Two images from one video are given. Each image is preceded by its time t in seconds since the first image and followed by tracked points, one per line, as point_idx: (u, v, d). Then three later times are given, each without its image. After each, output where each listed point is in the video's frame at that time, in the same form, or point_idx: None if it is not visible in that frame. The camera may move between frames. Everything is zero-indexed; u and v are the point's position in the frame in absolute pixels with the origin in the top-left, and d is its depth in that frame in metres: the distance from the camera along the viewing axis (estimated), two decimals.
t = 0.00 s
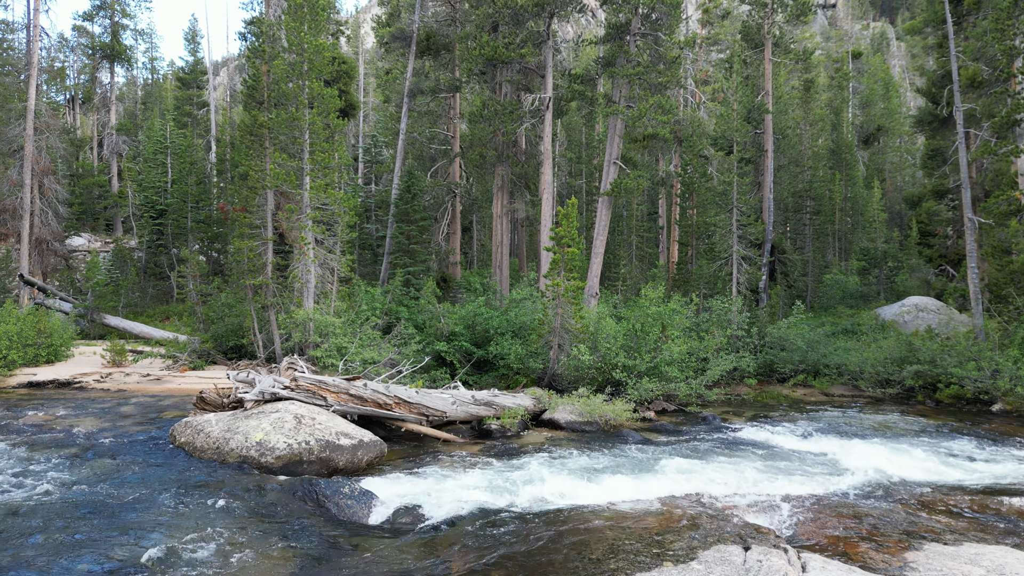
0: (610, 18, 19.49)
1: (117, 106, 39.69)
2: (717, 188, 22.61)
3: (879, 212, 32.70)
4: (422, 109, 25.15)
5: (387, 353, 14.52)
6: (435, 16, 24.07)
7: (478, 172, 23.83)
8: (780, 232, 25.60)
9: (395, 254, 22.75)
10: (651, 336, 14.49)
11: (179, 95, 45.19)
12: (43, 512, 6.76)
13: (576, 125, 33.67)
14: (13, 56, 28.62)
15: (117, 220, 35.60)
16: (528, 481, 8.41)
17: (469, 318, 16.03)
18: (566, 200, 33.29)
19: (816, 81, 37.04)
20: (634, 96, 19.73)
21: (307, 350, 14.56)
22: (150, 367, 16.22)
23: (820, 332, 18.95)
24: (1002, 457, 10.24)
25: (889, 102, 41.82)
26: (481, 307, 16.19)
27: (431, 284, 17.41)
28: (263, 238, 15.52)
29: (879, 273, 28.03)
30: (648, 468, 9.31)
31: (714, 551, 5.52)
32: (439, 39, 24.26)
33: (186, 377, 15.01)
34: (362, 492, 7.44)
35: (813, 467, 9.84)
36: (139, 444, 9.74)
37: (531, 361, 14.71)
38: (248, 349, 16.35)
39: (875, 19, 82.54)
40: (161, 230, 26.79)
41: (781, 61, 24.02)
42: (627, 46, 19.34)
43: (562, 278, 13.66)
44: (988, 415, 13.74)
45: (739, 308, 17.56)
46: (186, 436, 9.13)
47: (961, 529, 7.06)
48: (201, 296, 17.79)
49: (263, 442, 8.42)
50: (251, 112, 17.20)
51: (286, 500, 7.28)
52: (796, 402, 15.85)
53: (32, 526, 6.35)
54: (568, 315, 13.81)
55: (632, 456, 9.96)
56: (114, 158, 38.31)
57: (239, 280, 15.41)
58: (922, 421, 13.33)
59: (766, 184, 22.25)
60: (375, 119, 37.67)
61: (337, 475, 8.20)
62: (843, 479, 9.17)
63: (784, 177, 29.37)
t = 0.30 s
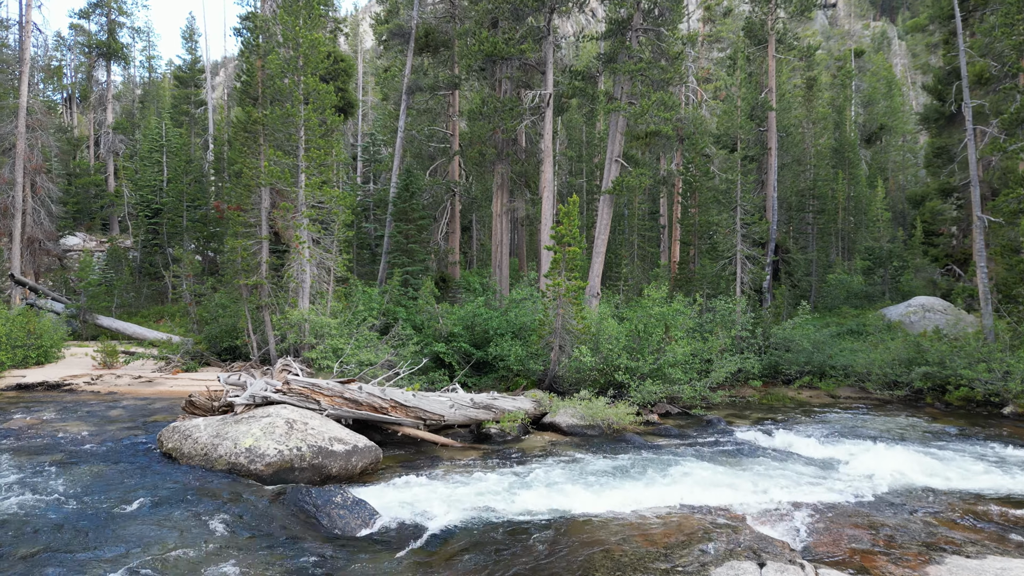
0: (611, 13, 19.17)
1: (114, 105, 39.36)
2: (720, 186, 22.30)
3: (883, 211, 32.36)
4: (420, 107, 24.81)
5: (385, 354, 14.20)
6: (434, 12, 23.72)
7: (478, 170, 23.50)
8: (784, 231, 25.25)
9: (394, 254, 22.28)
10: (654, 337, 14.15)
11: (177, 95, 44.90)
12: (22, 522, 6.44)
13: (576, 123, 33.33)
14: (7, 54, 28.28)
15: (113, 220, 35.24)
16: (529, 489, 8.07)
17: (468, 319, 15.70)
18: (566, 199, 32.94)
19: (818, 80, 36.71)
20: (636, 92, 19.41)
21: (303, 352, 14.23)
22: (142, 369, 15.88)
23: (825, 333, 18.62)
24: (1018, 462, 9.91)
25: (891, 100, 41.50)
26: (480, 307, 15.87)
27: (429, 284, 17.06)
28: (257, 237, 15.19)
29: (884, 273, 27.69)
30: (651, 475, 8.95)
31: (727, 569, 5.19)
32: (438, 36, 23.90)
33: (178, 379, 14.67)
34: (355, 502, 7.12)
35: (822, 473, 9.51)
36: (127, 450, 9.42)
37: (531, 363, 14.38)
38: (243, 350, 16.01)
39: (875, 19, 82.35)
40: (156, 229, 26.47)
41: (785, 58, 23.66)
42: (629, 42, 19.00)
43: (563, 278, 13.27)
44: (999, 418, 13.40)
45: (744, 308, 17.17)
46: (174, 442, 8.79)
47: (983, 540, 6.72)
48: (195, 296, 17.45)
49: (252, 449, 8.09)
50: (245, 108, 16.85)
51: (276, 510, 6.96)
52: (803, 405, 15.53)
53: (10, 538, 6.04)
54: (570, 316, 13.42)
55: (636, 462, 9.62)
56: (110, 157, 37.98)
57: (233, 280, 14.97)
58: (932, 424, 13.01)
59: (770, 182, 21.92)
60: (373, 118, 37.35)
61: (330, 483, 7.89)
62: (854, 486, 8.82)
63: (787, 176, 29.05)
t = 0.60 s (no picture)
0: (614, 6, 18.68)
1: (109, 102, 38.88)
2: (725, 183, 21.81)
3: (888, 210, 31.90)
4: (418, 103, 24.31)
5: (381, 356, 13.75)
6: (432, 7, 23.24)
7: (477, 168, 23.05)
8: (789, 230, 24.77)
9: (392, 254, 21.90)
10: (658, 338, 13.69)
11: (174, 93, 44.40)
12: None
13: (577, 121, 32.84)
14: None
15: (108, 219, 34.77)
16: (529, 500, 7.61)
17: (467, 320, 15.28)
18: (567, 198, 32.45)
19: (823, 77, 36.23)
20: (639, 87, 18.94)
21: (296, 353, 13.76)
22: (131, 371, 15.40)
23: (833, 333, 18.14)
24: None
25: (896, 98, 41.04)
26: (480, 308, 15.42)
27: (427, 284, 16.60)
28: (249, 235, 14.72)
29: (892, 272, 27.17)
30: (658, 484, 8.50)
31: None
32: (437, 31, 23.41)
33: (167, 382, 14.20)
34: (345, 516, 6.66)
35: (838, 482, 9.05)
36: (106, 458, 8.95)
37: (532, 365, 13.92)
38: (235, 352, 15.54)
39: (876, 17, 82.04)
40: (149, 228, 26.03)
41: (791, 53, 23.16)
42: (632, 36, 18.49)
43: (565, 277, 12.81)
44: (1017, 422, 12.89)
45: (750, 308, 16.72)
46: (155, 450, 8.32)
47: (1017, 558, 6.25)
48: (186, 296, 16.98)
49: (237, 458, 7.62)
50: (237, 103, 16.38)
51: (261, 526, 6.50)
52: (812, 408, 15.06)
53: None
54: (573, 316, 12.97)
55: (642, 471, 9.17)
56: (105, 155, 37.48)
57: (225, 280, 14.55)
58: (946, 429, 12.52)
59: (776, 180, 21.45)
60: (372, 116, 36.88)
61: (319, 495, 7.45)
62: (873, 496, 8.36)
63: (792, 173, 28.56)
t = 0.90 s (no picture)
0: None
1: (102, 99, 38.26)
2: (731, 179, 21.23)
3: (895, 208, 31.33)
4: (416, 99, 23.72)
5: (376, 359, 13.17)
6: None
7: (476, 165, 22.48)
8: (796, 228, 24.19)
9: (388, 253, 21.31)
10: (665, 340, 13.12)
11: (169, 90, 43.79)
12: None
13: (578, 118, 32.24)
14: None
15: (101, 218, 34.16)
16: (532, 516, 7.06)
17: (466, 321, 14.71)
18: (568, 196, 31.86)
19: (828, 73, 35.64)
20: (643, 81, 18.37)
21: (287, 356, 13.18)
22: (114, 375, 14.82)
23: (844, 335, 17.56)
24: None
25: (901, 95, 40.47)
26: (479, 308, 14.84)
27: (424, 283, 16.02)
28: (238, 232, 14.13)
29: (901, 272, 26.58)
30: (669, 497, 7.95)
31: None
32: (435, 24, 22.81)
33: (152, 386, 13.63)
34: (330, 536, 6.11)
35: (860, 493, 8.49)
36: (79, 470, 8.37)
37: (533, 368, 13.35)
38: (224, 355, 14.96)
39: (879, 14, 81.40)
40: (140, 227, 25.44)
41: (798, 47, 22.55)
42: (636, 28, 17.91)
43: (568, 276, 12.23)
44: None
45: (758, 309, 16.14)
46: (129, 462, 7.73)
47: None
48: (175, 297, 16.41)
49: (215, 471, 7.04)
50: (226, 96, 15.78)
51: (238, 548, 5.94)
52: (824, 413, 14.49)
53: None
54: (576, 317, 12.39)
55: (650, 482, 8.60)
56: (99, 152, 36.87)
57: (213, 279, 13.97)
58: (966, 435, 11.95)
59: (783, 176, 20.86)
60: (369, 113, 36.27)
61: (305, 511, 6.91)
62: (899, 509, 7.81)
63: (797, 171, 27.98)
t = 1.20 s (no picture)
0: None
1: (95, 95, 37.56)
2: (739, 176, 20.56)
3: (904, 206, 30.66)
4: (413, 93, 23.03)
5: (368, 363, 12.51)
6: None
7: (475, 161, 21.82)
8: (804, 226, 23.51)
9: (384, 251, 20.65)
10: (673, 343, 12.45)
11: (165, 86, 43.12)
12: None
13: (580, 114, 31.58)
14: None
15: (92, 216, 33.48)
16: (534, 539, 6.41)
17: (464, 322, 14.06)
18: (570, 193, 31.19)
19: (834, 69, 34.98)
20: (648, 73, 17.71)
21: (276, 360, 12.54)
22: (94, 378, 14.16)
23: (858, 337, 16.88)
24: None
25: (907, 91, 39.81)
26: (477, 309, 14.18)
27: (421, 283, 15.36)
28: (224, 229, 13.46)
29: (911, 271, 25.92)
30: (684, 515, 7.30)
31: None
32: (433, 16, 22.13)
33: (133, 391, 12.98)
34: (309, 565, 5.46)
35: (889, 507, 7.84)
36: (43, 484, 7.73)
37: (534, 371, 12.69)
38: (210, 357, 14.30)
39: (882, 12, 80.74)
40: (130, 225, 24.76)
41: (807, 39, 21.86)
42: (641, 17, 17.25)
43: (571, 275, 11.56)
44: None
45: (769, 309, 15.47)
46: (92, 479, 7.06)
47: None
48: (160, 297, 15.75)
49: (184, 490, 6.36)
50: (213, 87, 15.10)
51: None
52: (840, 419, 13.82)
53: None
54: (579, 318, 11.71)
55: (662, 498, 7.95)
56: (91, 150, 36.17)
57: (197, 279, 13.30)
58: (991, 442, 11.29)
59: (792, 172, 20.18)
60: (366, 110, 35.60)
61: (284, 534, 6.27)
62: (934, 526, 7.16)
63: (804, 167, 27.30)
